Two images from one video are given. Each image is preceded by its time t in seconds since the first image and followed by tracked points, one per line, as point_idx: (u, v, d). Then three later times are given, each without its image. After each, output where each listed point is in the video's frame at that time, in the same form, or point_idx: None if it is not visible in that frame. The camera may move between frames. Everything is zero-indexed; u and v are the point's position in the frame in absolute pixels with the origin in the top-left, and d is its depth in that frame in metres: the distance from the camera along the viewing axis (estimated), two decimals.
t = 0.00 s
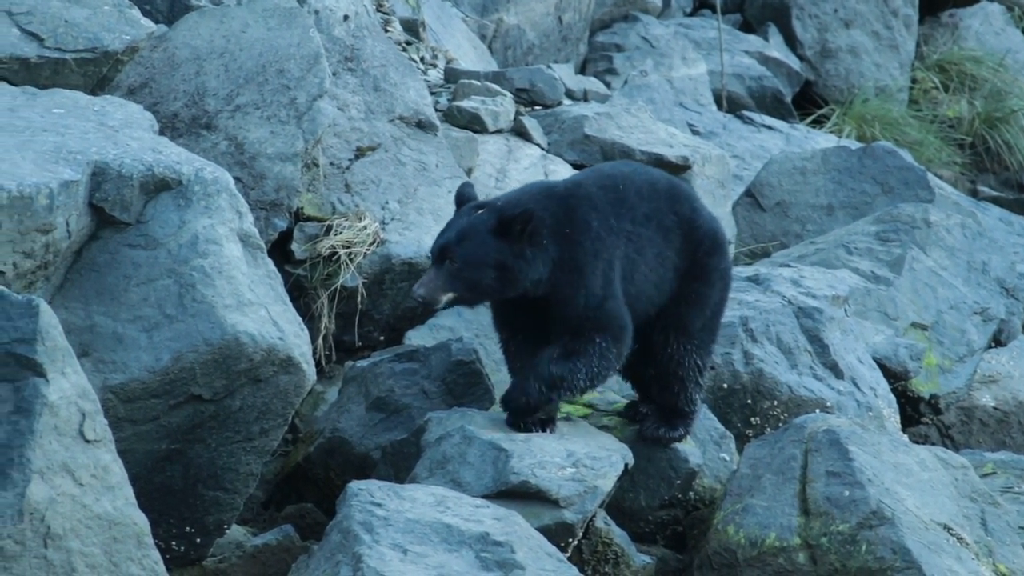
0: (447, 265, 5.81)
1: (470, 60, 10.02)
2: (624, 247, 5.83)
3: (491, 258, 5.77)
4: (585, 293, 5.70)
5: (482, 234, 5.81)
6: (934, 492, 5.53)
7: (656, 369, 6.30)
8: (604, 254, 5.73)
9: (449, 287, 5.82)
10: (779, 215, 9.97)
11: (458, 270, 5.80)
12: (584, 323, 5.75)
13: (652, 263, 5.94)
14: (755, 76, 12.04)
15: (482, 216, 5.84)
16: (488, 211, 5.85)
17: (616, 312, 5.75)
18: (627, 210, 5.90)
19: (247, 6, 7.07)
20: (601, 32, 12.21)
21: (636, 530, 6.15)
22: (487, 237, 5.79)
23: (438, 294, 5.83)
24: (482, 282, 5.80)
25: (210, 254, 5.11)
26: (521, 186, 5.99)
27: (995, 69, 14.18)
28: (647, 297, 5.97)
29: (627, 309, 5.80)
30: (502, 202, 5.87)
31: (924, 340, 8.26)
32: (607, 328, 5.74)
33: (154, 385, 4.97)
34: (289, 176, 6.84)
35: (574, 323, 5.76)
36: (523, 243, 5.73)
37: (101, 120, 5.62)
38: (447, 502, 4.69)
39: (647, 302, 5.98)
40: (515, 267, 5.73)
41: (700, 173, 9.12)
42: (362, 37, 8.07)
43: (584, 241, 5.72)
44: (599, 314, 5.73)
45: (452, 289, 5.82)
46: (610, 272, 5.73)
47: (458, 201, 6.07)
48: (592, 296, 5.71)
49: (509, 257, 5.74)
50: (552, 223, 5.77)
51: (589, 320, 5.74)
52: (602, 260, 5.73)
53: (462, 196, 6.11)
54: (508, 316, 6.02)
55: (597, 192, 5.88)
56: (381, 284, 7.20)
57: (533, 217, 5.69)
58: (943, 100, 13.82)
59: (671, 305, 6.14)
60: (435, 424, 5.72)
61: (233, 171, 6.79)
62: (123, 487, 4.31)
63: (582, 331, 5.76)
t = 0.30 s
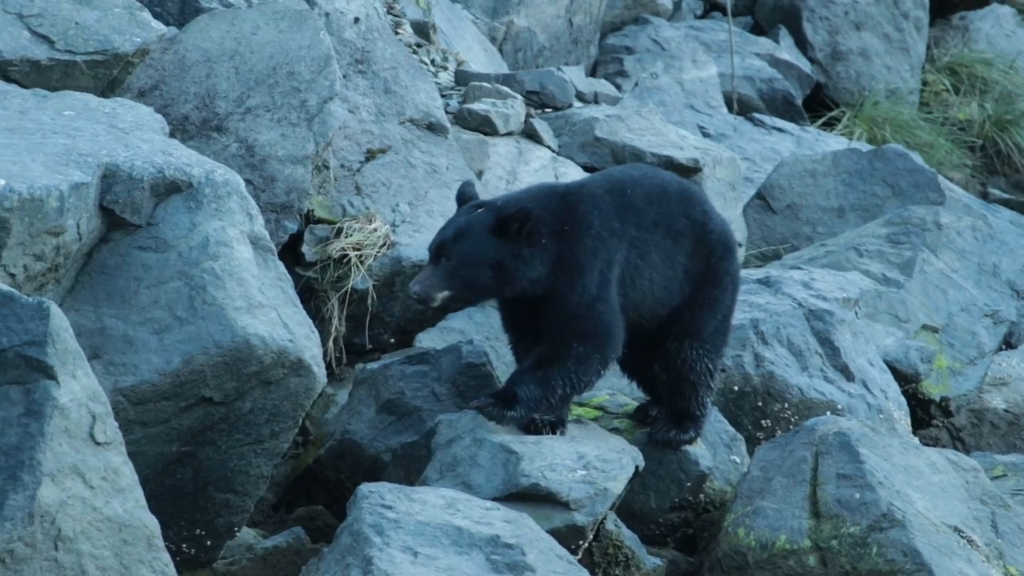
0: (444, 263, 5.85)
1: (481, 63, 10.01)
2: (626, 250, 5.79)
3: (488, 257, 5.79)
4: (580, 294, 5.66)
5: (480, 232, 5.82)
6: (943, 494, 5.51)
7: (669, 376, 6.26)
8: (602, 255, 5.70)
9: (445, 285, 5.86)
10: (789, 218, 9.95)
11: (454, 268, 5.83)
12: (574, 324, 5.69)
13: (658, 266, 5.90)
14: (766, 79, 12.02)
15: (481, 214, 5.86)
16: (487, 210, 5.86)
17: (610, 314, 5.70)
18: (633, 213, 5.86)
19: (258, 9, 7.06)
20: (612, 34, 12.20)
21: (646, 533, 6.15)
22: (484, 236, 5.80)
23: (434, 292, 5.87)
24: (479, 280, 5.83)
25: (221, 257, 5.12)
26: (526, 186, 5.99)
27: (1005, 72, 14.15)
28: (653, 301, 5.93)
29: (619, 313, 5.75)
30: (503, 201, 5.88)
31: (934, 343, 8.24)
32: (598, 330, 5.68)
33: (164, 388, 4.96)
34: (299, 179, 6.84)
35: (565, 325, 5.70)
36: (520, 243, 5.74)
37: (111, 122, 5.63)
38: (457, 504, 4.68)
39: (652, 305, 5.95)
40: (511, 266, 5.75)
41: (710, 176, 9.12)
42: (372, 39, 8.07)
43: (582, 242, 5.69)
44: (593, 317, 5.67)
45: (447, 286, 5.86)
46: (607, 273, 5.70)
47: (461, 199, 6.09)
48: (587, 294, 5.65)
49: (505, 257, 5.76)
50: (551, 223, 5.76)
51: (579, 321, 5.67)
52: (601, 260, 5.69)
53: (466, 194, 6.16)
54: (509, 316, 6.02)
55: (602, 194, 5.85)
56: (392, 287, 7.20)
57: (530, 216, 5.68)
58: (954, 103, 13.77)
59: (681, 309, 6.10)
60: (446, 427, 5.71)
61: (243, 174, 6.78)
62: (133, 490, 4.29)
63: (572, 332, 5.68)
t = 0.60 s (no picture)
0: (441, 264, 5.87)
1: (491, 66, 10.01)
2: (629, 254, 5.78)
3: (484, 258, 5.81)
4: (577, 296, 5.66)
5: (478, 234, 5.83)
6: (954, 498, 5.49)
7: (678, 383, 6.22)
8: (603, 258, 5.69)
9: (441, 285, 5.87)
10: (800, 221, 9.93)
11: (450, 268, 5.84)
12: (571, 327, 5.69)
13: (665, 271, 5.88)
14: (776, 82, 12.00)
15: (480, 215, 5.87)
16: (486, 211, 5.87)
17: (607, 317, 5.70)
18: (640, 218, 5.84)
19: (268, 11, 7.01)
20: (622, 38, 12.19)
21: (657, 537, 6.12)
22: (481, 237, 5.81)
23: (430, 293, 5.88)
24: (475, 281, 5.85)
25: (231, 260, 5.12)
26: (531, 189, 5.99)
27: (1016, 76, 14.11)
28: (659, 306, 5.91)
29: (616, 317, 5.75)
30: (503, 203, 5.89)
31: (944, 346, 8.23)
32: (595, 333, 5.69)
33: (175, 391, 4.96)
34: (310, 182, 6.87)
35: (562, 328, 5.70)
36: (518, 244, 5.75)
37: (122, 126, 5.63)
38: (468, 508, 4.67)
39: (658, 310, 5.92)
40: (508, 268, 5.76)
41: (721, 180, 9.12)
42: (382, 43, 8.07)
43: (583, 244, 5.69)
44: (589, 319, 5.67)
45: (442, 286, 5.87)
46: (607, 276, 5.69)
47: (461, 201, 6.11)
48: (583, 297, 5.65)
49: (502, 258, 5.77)
50: (551, 225, 5.76)
51: (575, 324, 5.68)
52: (600, 262, 5.68)
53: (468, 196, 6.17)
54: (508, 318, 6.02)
55: (609, 198, 5.83)
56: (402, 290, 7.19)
57: (527, 218, 5.70)
58: (964, 106, 13.77)
59: (689, 315, 6.07)
60: (456, 430, 5.80)
61: (254, 177, 6.81)
62: (144, 494, 4.28)
63: (570, 335, 5.70)
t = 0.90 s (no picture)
0: (438, 268, 5.89)
1: (502, 71, 10.01)
2: (634, 260, 5.76)
3: (483, 263, 5.84)
4: (578, 303, 5.67)
5: (476, 239, 5.87)
6: (965, 502, 5.47)
7: (688, 390, 6.20)
8: (606, 266, 5.69)
9: (438, 290, 5.90)
10: (811, 226, 9.92)
11: (447, 273, 5.88)
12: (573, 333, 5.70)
13: (673, 278, 5.85)
14: (787, 87, 11.98)
15: (479, 221, 5.90)
16: (485, 217, 5.90)
17: (611, 324, 5.70)
18: (646, 224, 5.82)
19: (279, 15, 7.00)
20: (633, 42, 12.18)
21: (668, 541, 6.11)
22: (479, 243, 5.85)
23: (426, 297, 5.90)
24: (473, 286, 5.89)
25: (242, 264, 5.13)
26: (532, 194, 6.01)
27: None
28: (666, 312, 5.89)
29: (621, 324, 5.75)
30: (502, 209, 5.92)
31: (955, 350, 8.22)
32: (598, 339, 5.70)
33: (186, 395, 4.96)
34: (321, 186, 6.88)
35: (564, 334, 5.72)
36: (516, 250, 5.78)
37: (132, 130, 5.64)
38: (478, 512, 4.67)
39: (666, 317, 5.90)
40: (506, 273, 5.80)
41: (732, 184, 9.12)
42: (393, 47, 8.09)
43: (584, 251, 5.70)
44: (591, 326, 5.68)
45: (440, 291, 5.90)
46: (610, 283, 5.69)
47: (463, 205, 6.14)
48: (586, 304, 5.67)
49: (500, 264, 5.81)
50: (550, 231, 5.79)
51: (577, 331, 5.69)
52: (602, 269, 5.68)
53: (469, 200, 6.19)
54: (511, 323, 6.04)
55: (614, 204, 5.82)
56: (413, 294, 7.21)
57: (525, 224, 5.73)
58: (974, 110, 13.70)
59: (697, 322, 6.04)
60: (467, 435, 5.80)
61: (265, 181, 6.82)
62: (154, 498, 4.28)
63: (573, 342, 5.71)
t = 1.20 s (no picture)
0: (437, 273, 5.90)
1: (514, 75, 10.02)
2: (638, 263, 5.76)
3: (483, 267, 5.85)
4: (581, 306, 5.68)
5: (476, 243, 5.88)
6: (976, 506, 5.45)
7: (696, 394, 6.19)
8: (609, 268, 5.70)
9: (439, 295, 5.92)
10: (822, 229, 9.90)
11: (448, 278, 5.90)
12: (577, 336, 5.71)
13: (678, 280, 5.85)
14: (798, 91, 11.96)
15: (479, 226, 5.92)
16: (485, 222, 5.92)
17: (615, 326, 5.70)
18: (650, 227, 5.82)
19: (290, 19, 7.05)
20: (645, 46, 12.17)
21: (679, 545, 6.09)
22: (478, 247, 5.86)
23: (425, 301, 5.90)
24: (473, 291, 5.90)
25: (253, 268, 5.12)
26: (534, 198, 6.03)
27: None
28: (672, 314, 5.88)
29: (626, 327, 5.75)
30: (503, 213, 5.93)
31: (966, 354, 8.20)
32: (602, 341, 5.70)
33: (197, 399, 4.96)
34: (332, 191, 6.86)
35: (568, 337, 5.73)
36: (517, 254, 5.80)
37: (144, 133, 5.64)
38: (490, 516, 4.66)
39: (672, 319, 5.89)
40: (507, 278, 5.81)
41: (744, 188, 9.11)
42: (404, 51, 8.08)
43: (586, 254, 5.70)
44: (595, 328, 5.68)
45: (441, 296, 5.92)
46: (613, 286, 5.69)
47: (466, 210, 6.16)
48: (589, 306, 5.68)
49: (500, 268, 5.83)
50: (552, 235, 5.80)
51: (581, 333, 5.70)
52: (605, 271, 5.69)
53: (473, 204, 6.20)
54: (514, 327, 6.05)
55: (617, 207, 5.83)
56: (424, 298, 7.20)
57: (525, 229, 5.74)
58: (986, 113, 13.64)
59: (703, 326, 6.04)
60: (478, 439, 5.79)
61: (276, 186, 6.80)
62: (166, 502, 4.28)
63: (577, 345, 5.72)
